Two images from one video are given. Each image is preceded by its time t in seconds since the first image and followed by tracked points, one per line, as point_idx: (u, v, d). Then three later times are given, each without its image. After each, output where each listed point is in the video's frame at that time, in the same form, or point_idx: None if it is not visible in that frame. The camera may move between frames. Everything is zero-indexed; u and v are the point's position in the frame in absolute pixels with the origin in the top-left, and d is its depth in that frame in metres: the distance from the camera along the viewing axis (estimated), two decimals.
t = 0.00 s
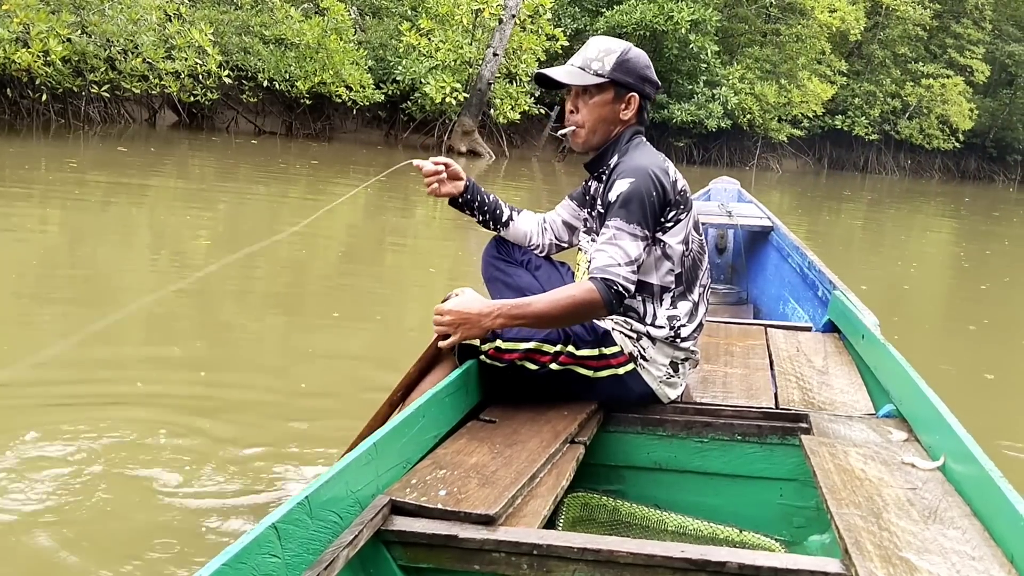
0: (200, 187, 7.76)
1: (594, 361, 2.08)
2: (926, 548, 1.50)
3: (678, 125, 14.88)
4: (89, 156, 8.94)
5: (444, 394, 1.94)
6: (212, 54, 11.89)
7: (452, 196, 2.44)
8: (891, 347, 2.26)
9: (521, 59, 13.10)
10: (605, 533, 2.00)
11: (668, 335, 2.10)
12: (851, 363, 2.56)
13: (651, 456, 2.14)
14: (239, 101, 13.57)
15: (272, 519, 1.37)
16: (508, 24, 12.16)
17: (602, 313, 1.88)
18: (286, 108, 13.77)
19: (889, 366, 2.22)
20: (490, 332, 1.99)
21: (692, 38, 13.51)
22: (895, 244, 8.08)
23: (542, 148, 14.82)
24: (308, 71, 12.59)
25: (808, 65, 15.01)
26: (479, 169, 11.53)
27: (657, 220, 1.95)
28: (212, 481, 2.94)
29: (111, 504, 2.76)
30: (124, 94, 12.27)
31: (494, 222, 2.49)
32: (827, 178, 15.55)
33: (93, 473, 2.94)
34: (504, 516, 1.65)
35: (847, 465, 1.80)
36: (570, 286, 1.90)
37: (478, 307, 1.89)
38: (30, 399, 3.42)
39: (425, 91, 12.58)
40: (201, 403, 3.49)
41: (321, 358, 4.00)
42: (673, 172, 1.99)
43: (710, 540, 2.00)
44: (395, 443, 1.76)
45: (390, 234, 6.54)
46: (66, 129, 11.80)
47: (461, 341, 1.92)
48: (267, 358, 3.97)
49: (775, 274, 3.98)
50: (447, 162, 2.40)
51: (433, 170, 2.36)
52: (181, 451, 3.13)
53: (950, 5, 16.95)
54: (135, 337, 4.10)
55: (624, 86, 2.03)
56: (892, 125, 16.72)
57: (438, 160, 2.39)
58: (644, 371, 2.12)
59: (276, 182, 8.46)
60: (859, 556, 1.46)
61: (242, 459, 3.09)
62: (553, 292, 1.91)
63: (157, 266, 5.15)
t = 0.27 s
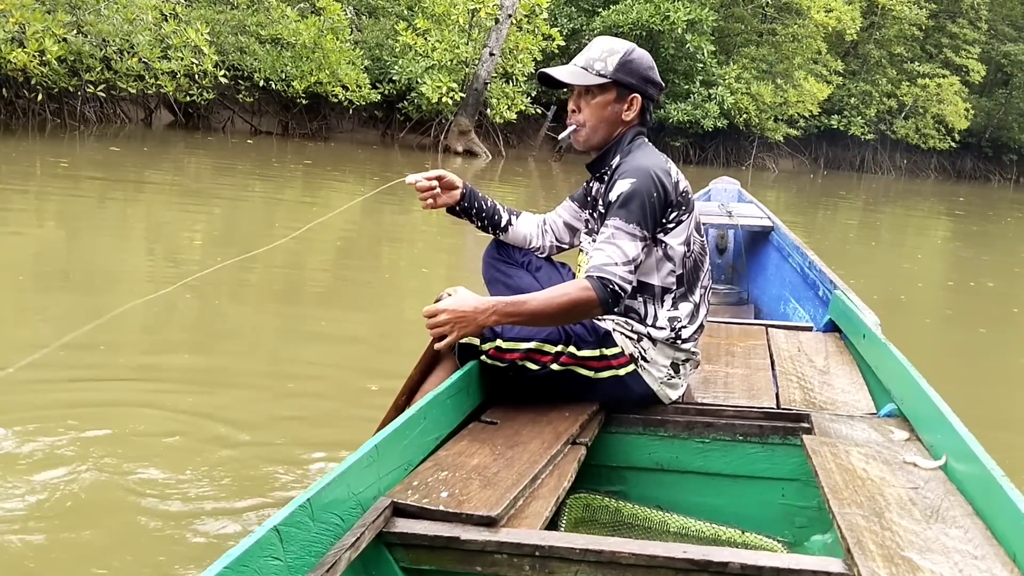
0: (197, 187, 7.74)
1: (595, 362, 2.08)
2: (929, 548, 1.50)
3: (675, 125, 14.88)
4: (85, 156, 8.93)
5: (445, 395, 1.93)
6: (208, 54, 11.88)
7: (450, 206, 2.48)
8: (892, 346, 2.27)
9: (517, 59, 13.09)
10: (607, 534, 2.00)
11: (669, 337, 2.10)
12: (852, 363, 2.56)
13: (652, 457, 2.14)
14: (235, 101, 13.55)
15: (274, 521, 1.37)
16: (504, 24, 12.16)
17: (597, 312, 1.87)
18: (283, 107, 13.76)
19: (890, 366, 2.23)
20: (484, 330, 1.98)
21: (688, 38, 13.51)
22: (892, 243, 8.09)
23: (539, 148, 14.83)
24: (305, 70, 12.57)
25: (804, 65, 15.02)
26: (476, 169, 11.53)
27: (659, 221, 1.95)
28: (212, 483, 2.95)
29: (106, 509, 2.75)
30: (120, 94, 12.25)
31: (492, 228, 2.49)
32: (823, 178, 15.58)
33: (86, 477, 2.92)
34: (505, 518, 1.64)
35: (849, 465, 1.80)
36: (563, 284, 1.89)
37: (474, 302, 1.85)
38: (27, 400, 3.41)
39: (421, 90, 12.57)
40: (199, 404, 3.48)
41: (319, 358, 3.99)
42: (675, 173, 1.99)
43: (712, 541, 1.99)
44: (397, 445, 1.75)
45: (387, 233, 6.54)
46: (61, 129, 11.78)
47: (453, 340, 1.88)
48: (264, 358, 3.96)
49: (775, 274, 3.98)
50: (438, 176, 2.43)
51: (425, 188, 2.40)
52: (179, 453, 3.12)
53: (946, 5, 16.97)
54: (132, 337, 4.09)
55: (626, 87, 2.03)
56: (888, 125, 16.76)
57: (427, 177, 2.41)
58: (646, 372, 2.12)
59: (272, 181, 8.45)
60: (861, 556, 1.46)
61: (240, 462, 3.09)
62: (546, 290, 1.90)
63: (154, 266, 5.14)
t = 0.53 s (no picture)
0: (194, 187, 7.73)
1: (595, 362, 2.08)
2: (930, 547, 1.50)
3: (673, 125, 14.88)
4: (81, 156, 8.91)
5: (446, 396, 1.93)
6: (204, 53, 11.85)
7: (452, 201, 2.47)
8: (892, 346, 2.28)
9: (514, 59, 13.09)
10: (608, 534, 2.00)
11: (669, 337, 2.10)
12: (852, 363, 2.57)
13: (654, 457, 2.15)
14: (232, 101, 13.54)
15: (276, 524, 1.36)
16: (501, 24, 12.15)
17: (591, 312, 1.87)
18: (280, 107, 13.74)
19: (891, 366, 2.23)
20: (480, 330, 1.97)
21: (685, 38, 13.51)
22: (889, 243, 8.10)
23: (536, 148, 14.84)
24: (302, 70, 12.56)
25: (801, 65, 15.04)
26: (473, 169, 11.52)
27: (656, 221, 1.95)
28: (213, 481, 2.94)
29: (104, 508, 2.74)
30: (117, 94, 12.23)
31: (493, 226, 2.48)
32: (820, 177, 15.59)
33: (82, 476, 2.91)
34: (507, 518, 1.64)
35: (850, 465, 1.80)
36: (558, 284, 1.89)
37: (466, 305, 1.86)
38: (24, 400, 3.40)
39: (418, 90, 12.56)
40: (197, 404, 3.47)
41: (318, 358, 3.99)
42: (673, 173, 1.98)
43: (713, 542, 1.99)
44: (398, 447, 1.75)
45: (384, 233, 6.53)
46: (58, 129, 11.75)
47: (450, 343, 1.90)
48: (263, 358, 3.95)
49: (776, 273, 3.97)
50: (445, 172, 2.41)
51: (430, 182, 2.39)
52: (178, 451, 3.11)
53: (942, 5, 16.99)
54: (129, 336, 4.08)
55: (625, 87, 2.03)
56: (885, 125, 16.80)
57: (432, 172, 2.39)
58: (646, 373, 2.11)
59: (269, 181, 8.44)
60: (863, 555, 1.46)
61: (240, 461, 3.08)
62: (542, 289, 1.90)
63: (151, 267, 5.13)
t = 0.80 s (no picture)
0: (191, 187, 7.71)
1: (594, 363, 2.08)
2: (931, 547, 1.50)
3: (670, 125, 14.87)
4: (77, 156, 8.89)
5: (447, 397, 1.93)
6: (201, 53, 11.84)
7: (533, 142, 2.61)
8: (891, 346, 2.28)
9: (511, 59, 13.08)
10: (609, 534, 2.00)
11: (666, 339, 2.09)
12: (852, 363, 2.57)
13: (654, 457, 2.15)
14: (229, 101, 13.52)
15: (276, 525, 1.36)
16: (498, 24, 12.15)
17: (584, 313, 1.87)
18: (277, 107, 13.72)
19: (890, 367, 2.23)
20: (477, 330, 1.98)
21: (682, 38, 13.51)
22: (886, 243, 8.11)
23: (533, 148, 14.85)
24: (299, 70, 12.56)
25: (798, 64, 15.07)
26: (471, 169, 11.52)
27: (650, 222, 1.95)
28: (213, 478, 2.94)
29: (103, 504, 2.73)
30: (114, 94, 12.21)
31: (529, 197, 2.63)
32: (817, 177, 15.60)
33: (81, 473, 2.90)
34: (507, 519, 1.64)
35: (850, 465, 1.81)
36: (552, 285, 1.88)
37: (458, 307, 1.85)
38: (21, 401, 3.39)
39: (415, 90, 12.56)
40: (195, 404, 3.47)
41: (317, 358, 3.99)
42: (668, 174, 1.98)
43: (714, 542, 1.99)
44: (399, 447, 1.75)
45: (382, 233, 6.53)
46: (55, 130, 11.72)
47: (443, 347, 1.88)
48: (261, 358, 3.95)
49: (777, 273, 3.96)
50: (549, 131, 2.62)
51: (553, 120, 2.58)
52: (177, 450, 3.11)
53: (939, 5, 17.01)
54: (127, 335, 4.07)
55: (621, 88, 2.03)
56: (882, 124, 16.83)
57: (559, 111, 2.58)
58: (644, 373, 2.10)
59: (266, 181, 8.43)
60: (863, 555, 1.46)
61: (239, 460, 3.08)
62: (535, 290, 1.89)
63: (147, 267, 5.12)
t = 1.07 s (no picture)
0: (187, 187, 7.71)
1: (593, 363, 2.08)
2: (930, 547, 1.50)
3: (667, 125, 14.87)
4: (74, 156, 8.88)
5: (446, 396, 1.93)
6: (198, 53, 11.83)
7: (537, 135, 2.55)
8: (891, 346, 2.27)
9: (508, 59, 13.07)
10: (608, 534, 2.00)
11: (665, 338, 2.08)
12: (852, 363, 2.57)
13: (653, 457, 2.15)
14: (225, 101, 13.52)
15: (275, 523, 1.36)
16: (495, 24, 12.15)
17: (579, 312, 1.88)
18: (274, 107, 13.71)
19: (890, 367, 2.23)
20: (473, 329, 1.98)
21: (679, 38, 13.51)
22: (884, 242, 8.11)
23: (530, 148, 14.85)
24: (295, 70, 12.54)
25: (795, 64, 15.08)
26: (468, 169, 11.50)
27: (646, 220, 1.95)
28: (213, 479, 2.95)
29: (104, 505, 2.74)
30: (110, 94, 12.20)
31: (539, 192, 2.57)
32: (814, 177, 15.61)
33: (85, 473, 2.91)
34: (507, 518, 1.64)
35: (849, 464, 1.81)
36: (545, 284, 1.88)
37: (453, 307, 1.83)
38: (19, 402, 3.39)
39: (412, 90, 12.55)
40: (193, 404, 3.47)
41: (315, 358, 3.99)
42: (665, 173, 1.98)
43: (713, 541, 1.99)
44: (398, 446, 1.75)
45: (379, 233, 6.52)
46: (52, 130, 11.71)
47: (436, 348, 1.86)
48: (258, 358, 3.94)
49: (776, 273, 3.99)
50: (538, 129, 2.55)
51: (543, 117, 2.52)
52: (175, 451, 3.11)
53: (936, 5, 17.03)
54: (123, 335, 4.07)
55: (620, 88, 2.03)
56: (878, 124, 16.85)
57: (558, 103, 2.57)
58: (642, 373, 2.10)
59: (263, 182, 8.42)
60: (862, 555, 1.46)
61: (238, 460, 3.08)
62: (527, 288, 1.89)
63: (144, 267, 5.11)
